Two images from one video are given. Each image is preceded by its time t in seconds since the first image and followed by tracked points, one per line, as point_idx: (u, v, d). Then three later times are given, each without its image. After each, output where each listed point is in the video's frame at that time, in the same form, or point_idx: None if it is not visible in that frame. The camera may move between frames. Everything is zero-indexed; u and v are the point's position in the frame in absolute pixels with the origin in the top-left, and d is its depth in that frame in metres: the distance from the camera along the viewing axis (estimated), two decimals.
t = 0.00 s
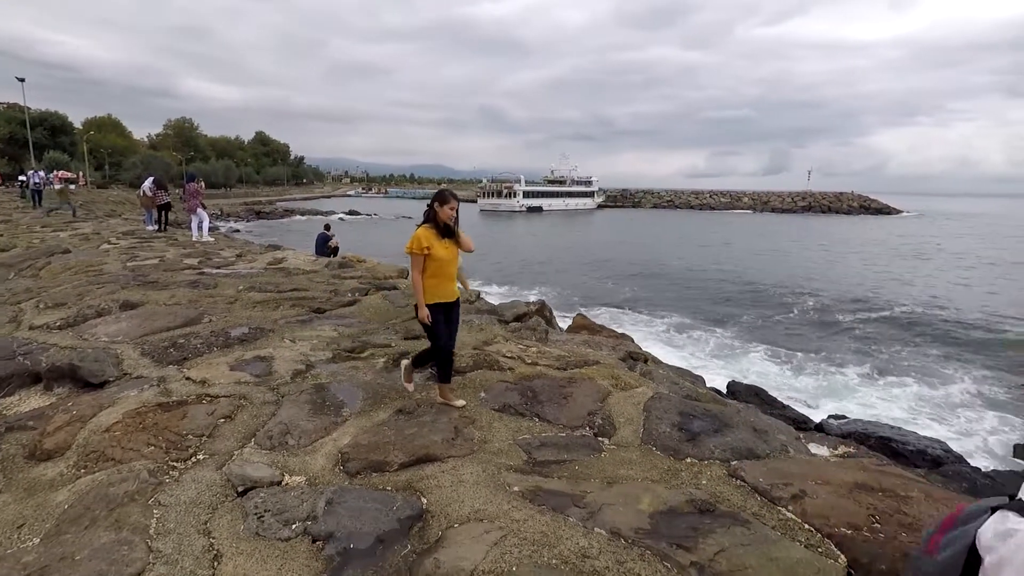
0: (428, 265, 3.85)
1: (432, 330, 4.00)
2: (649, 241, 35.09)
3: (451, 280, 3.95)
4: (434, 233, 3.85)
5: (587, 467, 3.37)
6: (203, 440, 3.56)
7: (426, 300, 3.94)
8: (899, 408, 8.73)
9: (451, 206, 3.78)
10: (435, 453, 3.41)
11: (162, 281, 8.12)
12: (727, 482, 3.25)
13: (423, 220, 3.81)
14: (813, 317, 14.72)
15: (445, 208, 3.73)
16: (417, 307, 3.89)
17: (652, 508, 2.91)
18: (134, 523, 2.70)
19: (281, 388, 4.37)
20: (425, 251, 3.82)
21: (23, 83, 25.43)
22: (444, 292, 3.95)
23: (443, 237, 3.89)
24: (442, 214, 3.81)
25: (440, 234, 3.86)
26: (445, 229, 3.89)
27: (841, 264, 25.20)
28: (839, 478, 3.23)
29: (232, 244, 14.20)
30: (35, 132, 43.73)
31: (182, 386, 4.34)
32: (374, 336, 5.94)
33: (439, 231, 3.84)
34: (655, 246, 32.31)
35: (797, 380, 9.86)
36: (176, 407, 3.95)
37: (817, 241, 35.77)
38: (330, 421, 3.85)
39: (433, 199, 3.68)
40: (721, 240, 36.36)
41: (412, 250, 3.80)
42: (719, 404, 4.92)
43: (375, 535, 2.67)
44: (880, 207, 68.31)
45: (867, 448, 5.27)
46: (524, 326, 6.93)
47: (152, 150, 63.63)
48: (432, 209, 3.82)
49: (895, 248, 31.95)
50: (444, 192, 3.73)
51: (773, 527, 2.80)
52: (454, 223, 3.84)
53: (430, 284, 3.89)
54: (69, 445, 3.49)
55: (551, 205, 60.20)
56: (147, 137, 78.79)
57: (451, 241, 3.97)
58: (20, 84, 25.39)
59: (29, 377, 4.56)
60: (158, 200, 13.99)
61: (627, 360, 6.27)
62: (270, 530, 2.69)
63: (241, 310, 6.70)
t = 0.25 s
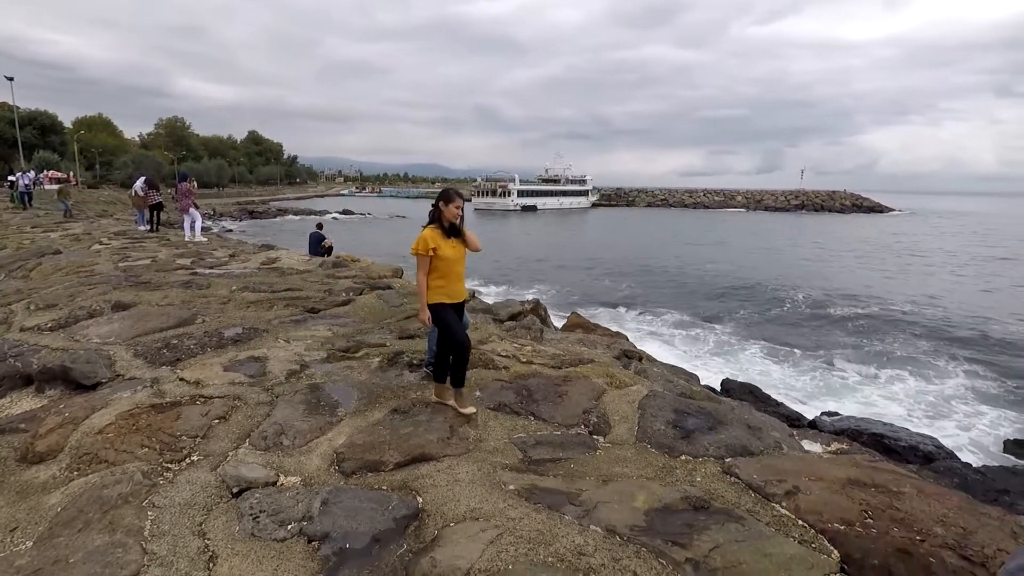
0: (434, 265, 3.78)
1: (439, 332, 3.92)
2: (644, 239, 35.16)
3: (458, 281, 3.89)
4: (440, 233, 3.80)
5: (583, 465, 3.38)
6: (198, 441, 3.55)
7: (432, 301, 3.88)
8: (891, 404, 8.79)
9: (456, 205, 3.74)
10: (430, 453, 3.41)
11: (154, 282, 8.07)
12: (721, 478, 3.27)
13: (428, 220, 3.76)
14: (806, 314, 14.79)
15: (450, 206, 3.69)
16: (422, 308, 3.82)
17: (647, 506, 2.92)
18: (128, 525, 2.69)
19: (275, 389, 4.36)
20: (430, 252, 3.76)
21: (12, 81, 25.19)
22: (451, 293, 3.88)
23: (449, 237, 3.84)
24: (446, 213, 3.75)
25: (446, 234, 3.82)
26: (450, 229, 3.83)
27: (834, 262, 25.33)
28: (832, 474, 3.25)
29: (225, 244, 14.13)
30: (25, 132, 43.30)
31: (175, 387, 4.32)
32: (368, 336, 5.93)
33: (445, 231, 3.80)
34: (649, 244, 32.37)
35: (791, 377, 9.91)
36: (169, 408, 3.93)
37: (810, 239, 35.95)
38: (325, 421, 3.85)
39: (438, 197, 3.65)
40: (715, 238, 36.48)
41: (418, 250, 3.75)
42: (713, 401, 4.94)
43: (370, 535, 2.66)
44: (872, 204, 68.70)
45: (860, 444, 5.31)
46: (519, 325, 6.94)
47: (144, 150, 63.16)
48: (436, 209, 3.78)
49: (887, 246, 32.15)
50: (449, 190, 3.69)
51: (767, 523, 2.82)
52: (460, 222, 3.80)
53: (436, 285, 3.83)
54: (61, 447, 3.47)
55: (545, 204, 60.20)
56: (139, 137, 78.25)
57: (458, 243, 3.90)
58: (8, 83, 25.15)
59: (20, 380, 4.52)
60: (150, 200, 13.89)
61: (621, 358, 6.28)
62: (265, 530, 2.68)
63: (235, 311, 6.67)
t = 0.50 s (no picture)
0: (445, 271, 3.70)
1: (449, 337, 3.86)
2: (636, 237, 35.25)
3: (468, 286, 3.83)
4: (450, 238, 3.72)
5: (577, 462, 3.39)
6: (190, 442, 3.53)
7: (443, 307, 3.80)
8: (882, 399, 8.87)
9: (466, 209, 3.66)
10: (424, 452, 3.41)
11: (145, 282, 8.01)
12: (714, 474, 3.29)
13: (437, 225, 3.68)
14: (797, 311, 14.88)
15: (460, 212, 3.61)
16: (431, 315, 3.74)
17: (641, 502, 2.93)
18: (121, 528, 2.67)
19: (268, 389, 4.34)
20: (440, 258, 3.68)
21: None
22: (461, 298, 3.82)
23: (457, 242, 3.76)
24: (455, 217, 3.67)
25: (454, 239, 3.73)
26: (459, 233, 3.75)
27: (825, 258, 25.51)
28: (823, 469, 3.28)
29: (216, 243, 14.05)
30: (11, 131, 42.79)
31: (167, 389, 4.29)
32: (362, 335, 5.92)
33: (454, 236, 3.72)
34: (642, 242, 32.46)
35: (783, 373, 9.98)
36: (161, 410, 3.91)
37: (801, 236, 36.18)
38: (319, 421, 3.84)
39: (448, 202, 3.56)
40: (707, 235, 36.63)
41: (428, 257, 3.67)
42: (706, 398, 4.97)
43: (365, 535, 2.66)
44: (862, 201, 69.21)
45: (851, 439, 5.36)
46: (512, 323, 6.94)
47: (133, 149, 62.60)
48: (445, 213, 3.71)
49: (878, 243, 32.41)
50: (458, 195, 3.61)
51: (760, 518, 2.84)
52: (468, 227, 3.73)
53: (446, 290, 3.75)
54: (52, 450, 3.44)
55: (538, 203, 60.22)
56: (128, 136, 77.55)
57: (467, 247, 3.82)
58: None
59: (9, 382, 4.48)
60: (139, 200, 13.76)
61: (615, 356, 6.31)
62: (259, 531, 2.68)
63: (227, 311, 6.63)
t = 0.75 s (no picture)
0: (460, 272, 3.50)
1: (463, 342, 3.65)
2: (628, 235, 35.37)
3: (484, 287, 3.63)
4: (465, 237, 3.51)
5: (570, 460, 3.40)
6: (180, 445, 3.51)
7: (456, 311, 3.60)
8: (871, 394, 8.96)
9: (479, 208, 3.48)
10: (417, 452, 3.40)
11: (133, 283, 7.94)
12: (707, 471, 3.31)
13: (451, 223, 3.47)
14: (787, 307, 15.00)
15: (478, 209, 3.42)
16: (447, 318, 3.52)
17: (633, 499, 2.95)
18: (110, 531, 2.65)
19: (259, 390, 4.32)
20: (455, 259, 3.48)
21: None
22: (477, 301, 3.61)
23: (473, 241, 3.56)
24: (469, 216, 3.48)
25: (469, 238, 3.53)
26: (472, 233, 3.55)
27: (814, 256, 25.73)
28: (813, 464, 3.31)
29: (205, 244, 13.95)
30: None
31: (156, 391, 4.25)
32: (353, 335, 5.90)
33: (470, 235, 3.53)
34: (633, 240, 32.57)
35: (773, 369, 10.05)
36: (151, 412, 3.87)
37: (791, 234, 36.46)
38: (311, 422, 3.82)
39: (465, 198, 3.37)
40: (698, 233, 36.82)
41: (443, 257, 3.45)
42: (698, 395, 5.01)
43: (358, 535, 2.66)
44: (851, 199, 69.82)
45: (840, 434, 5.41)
46: (504, 322, 6.95)
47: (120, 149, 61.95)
48: (459, 211, 3.51)
49: (866, 240, 32.73)
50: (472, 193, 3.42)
51: (751, 513, 2.87)
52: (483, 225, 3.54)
53: (462, 292, 3.54)
54: (39, 454, 3.40)
55: (529, 202, 60.24)
56: (115, 135, 76.77)
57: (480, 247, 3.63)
58: None
59: None
60: (127, 200, 13.63)
61: (606, 354, 6.33)
62: (251, 533, 2.66)
63: (217, 312, 6.59)
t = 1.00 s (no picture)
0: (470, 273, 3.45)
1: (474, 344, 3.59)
2: (617, 234, 35.47)
3: (492, 287, 3.59)
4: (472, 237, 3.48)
5: (561, 459, 3.41)
6: (168, 448, 3.47)
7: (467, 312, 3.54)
8: (858, 388, 9.05)
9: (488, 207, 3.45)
10: (408, 452, 3.40)
11: (118, 285, 7.84)
12: (697, 467, 3.33)
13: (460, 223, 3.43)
14: (775, 303, 15.12)
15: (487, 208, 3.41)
16: (463, 320, 3.44)
17: (624, 496, 2.96)
18: (97, 537, 2.62)
19: (248, 392, 4.29)
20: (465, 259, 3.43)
21: None
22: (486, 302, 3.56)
23: (480, 242, 3.52)
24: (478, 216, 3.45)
25: (477, 238, 3.49)
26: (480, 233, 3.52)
27: (801, 253, 25.97)
28: (802, 459, 3.34)
29: (191, 245, 13.81)
30: None
31: (143, 394, 4.21)
32: (343, 336, 5.87)
33: (477, 235, 3.49)
34: (622, 238, 32.67)
35: (761, 365, 10.13)
36: (137, 416, 3.83)
37: (778, 231, 36.77)
38: (300, 424, 3.80)
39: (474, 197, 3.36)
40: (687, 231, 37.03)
41: (453, 257, 3.40)
42: (687, 392, 5.04)
43: (349, 537, 2.64)
44: (836, 197, 70.54)
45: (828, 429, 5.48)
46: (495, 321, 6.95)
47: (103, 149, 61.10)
48: (466, 211, 3.47)
49: (852, 237, 33.08)
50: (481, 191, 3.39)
51: (740, 508, 2.89)
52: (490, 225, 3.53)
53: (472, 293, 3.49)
54: (22, 460, 3.35)
55: (519, 201, 60.26)
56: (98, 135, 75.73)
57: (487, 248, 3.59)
58: None
59: None
60: (111, 201, 13.46)
61: (596, 352, 6.35)
62: (241, 536, 2.64)
63: (203, 314, 6.53)
